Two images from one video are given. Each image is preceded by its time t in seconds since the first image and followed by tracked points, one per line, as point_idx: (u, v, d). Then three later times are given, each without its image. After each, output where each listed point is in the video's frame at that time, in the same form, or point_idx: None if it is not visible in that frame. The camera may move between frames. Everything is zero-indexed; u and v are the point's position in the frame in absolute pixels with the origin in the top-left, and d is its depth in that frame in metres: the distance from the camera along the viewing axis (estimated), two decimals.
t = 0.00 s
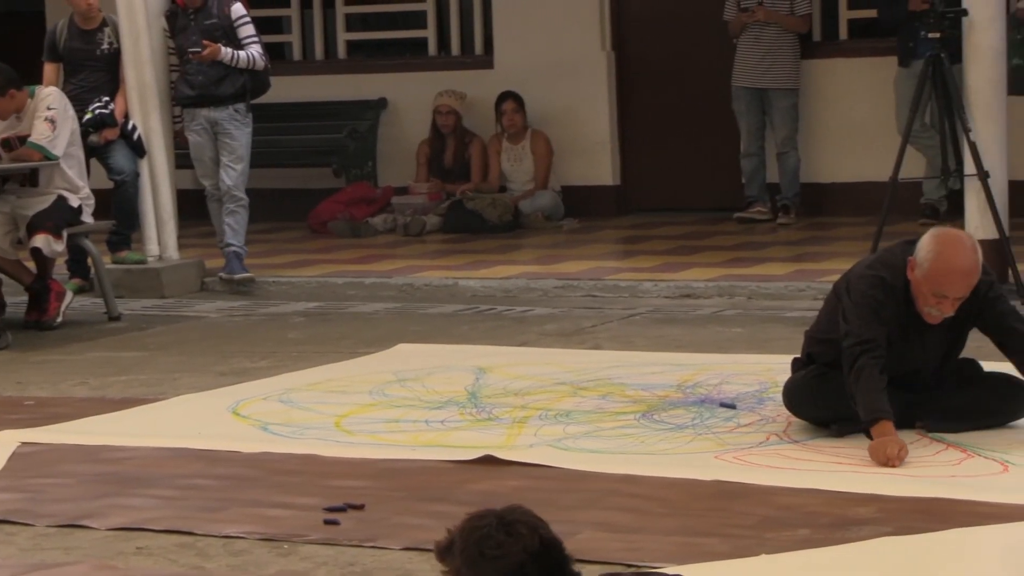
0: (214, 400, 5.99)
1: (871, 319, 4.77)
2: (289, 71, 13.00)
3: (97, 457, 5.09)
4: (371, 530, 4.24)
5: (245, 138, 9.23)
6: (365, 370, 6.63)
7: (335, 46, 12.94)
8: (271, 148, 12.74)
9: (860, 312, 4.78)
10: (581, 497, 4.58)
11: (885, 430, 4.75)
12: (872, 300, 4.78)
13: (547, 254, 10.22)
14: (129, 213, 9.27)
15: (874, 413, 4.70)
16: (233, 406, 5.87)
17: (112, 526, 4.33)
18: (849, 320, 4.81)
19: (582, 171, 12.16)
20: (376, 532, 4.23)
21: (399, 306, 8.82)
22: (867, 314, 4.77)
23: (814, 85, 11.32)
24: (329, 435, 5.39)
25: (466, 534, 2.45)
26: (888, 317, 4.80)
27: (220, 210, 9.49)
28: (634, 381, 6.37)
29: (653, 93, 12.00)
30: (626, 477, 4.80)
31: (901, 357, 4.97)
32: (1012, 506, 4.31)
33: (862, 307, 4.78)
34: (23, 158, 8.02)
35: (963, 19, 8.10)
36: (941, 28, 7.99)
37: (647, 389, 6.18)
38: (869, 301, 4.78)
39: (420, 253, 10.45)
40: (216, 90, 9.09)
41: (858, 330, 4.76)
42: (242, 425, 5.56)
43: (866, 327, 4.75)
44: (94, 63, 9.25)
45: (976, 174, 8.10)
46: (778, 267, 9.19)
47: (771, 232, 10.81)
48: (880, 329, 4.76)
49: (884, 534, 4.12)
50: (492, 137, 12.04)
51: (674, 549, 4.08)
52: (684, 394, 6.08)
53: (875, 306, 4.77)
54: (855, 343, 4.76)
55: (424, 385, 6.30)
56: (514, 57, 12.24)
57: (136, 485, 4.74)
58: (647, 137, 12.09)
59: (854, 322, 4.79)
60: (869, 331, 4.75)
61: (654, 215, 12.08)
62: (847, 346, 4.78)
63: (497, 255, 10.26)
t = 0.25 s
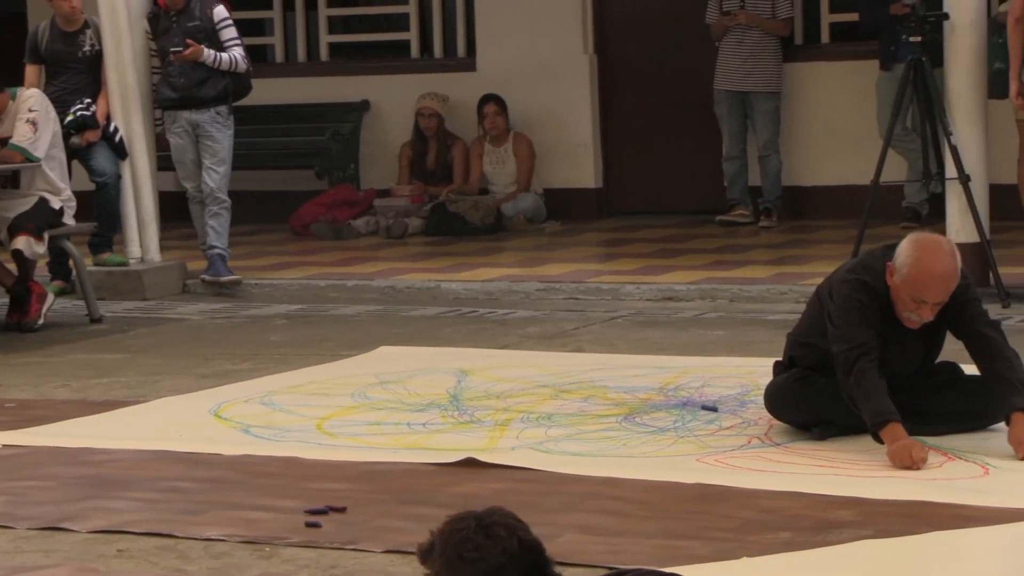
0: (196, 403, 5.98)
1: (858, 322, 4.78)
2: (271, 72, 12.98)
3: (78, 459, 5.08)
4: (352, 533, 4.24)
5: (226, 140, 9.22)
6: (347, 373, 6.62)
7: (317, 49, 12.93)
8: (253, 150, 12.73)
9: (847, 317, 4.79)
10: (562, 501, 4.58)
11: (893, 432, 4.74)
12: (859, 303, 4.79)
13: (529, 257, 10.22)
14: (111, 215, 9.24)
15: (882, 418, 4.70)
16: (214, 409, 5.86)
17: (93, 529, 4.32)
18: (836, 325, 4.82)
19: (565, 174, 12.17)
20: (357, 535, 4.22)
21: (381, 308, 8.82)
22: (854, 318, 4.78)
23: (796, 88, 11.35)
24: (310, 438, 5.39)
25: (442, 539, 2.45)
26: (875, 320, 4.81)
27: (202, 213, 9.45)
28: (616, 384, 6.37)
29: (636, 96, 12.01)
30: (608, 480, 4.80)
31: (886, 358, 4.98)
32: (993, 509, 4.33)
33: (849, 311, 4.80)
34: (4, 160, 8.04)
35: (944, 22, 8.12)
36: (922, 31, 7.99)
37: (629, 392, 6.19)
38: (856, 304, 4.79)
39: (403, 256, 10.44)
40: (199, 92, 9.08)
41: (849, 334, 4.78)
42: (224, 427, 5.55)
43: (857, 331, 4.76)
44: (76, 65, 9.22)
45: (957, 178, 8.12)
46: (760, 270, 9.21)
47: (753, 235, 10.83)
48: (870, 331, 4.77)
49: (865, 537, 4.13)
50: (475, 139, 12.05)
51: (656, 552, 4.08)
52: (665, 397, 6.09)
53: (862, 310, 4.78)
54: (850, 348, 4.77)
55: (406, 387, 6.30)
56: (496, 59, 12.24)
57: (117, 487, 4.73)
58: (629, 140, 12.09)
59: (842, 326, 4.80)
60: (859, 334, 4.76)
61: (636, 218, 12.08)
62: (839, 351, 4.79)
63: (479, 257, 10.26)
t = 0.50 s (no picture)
0: (182, 403, 5.98)
1: (844, 321, 4.81)
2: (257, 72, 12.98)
3: (64, 460, 5.08)
4: (338, 533, 4.24)
5: (211, 140, 9.21)
6: (333, 373, 6.62)
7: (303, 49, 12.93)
8: (239, 150, 12.72)
9: (833, 315, 4.82)
10: (548, 500, 4.59)
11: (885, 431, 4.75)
12: (845, 302, 4.82)
13: (515, 256, 10.23)
14: (97, 215, 9.20)
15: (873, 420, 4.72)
16: (200, 409, 5.86)
17: (79, 529, 4.32)
18: (823, 323, 4.85)
19: (551, 174, 12.18)
20: (343, 534, 4.23)
21: (367, 308, 8.83)
22: (840, 316, 4.81)
23: (781, 88, 11.37)
24: (296, 438, 5.39)
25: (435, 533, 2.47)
26: (862, 318, 4.83)
27: (187, 213, 9.43)
28: (602, 383, 6.38)
29: (622, 96, 12.02)
30: (594, 480, 4.81)
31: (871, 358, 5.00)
32: (978, 507, 4.34)
33: (836, 310, 4.82)
34: None
35: (930, 22, 8.14)
36: (908, 31, 7.99)
37: (615, 392, 6.20)
38: (843, 303, 4.82)
39: (389, 256, 10.44)
40: (184, 92, 9.07)
41: (835, 332, 4.81)
42: (210, 427, 5.55)
43: (843, 330, 4.79)
44: (61, 65, 9.21)
45: (942, 177, 8.15)
46: (746, 269, 9.22)
47: (739, 235, 10.85)
48: (856, 330, 4.80)
49: (851, 535, 4.14)
50: (461, 139, 12.06)
51: (642, 551, 4.09)
52: (651, 397, 6.10)
53: (848, 309, 4.81)
54: (836, 347, 4.80)
55: (392, 387, 6.30)
56: (482, 59, 12.25)
57: (104, 488, 4.73)
58: (615, 140, 12.10)
59: (829, 325, 4.83)
60: (846, 333, 4.79)
61: (622, 217, 12.10)
62: (826, 350, 4.82)
63: (465, 257, 10.26)
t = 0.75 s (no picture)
0: (163, 402, 5.97)
1: (823, 319, 4.82)
2: (240, 71, 12.96)
3: (44, 459, 5.06)
4: (320, 532, 4.24)
5: (194, 138, 9.20)
6: (316, 372, 6.62)
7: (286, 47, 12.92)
8: (222, 148, 12.70)
9: (812, 314, 4.84)
10: (531, 500, 4.59)
11: (878, 431, 4.80)
12: (824, 300, 4.83)
13: (498, 256, 10.23)
14: (79, 213, 9.14)
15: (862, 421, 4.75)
16: (182, 408, 5.86)
17: (60, 529, 4.31)
18: (803, 322, 4.86)
19: (534, 173, 12.18)
20: (325, 534, 4.22)
21: (350, 307, 8.83)
22: (820, 315, 4.82)
23: (764, 87, 11.39)
24: (278, 437, 5.39)
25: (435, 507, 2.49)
26: (841, 317, 4.84)
27: (170, 211, 9.41)
28: (585, 383, 6.38)
29: (606, 96, 12.02)
30: (577, 479, 4.81)
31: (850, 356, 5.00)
32: (960, 507, 4.35)
33: (815, 309, 4.84)
34: None
35: (912, 23, 8.17)
36: (890, 31, 8.01)
37: (598, 391, 6.20)
38: (822, 301, 4.83)
39: (372, 255, 10.44)
40: (166, 91, 9.05)
41: (814, 331, 4.82)
42: (192, 426, 5.55)
43: (823, 329, 4.81)
44: (43, 63, 9.18)
45: (924, 177, 8.17)
46: (729, 269, 9.24)
47: (722, 234, 10.87)
48: (835, 329, 4.81)
49: (833, 535, 4.15)
50: (444, 138, 12.05)
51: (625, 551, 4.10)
52: (634, 396, 6.11)
53: (827, 307, 4.82)
54: (815, 346, 4.81)
55: (375, 387, 6.30)
56: (465, 58, 12.24)
57: (85, 487, 4.72)
58: (598, 139, 12.10)
59: (809, 323, 4.84)
60: (825, 332, 4.80)
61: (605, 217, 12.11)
62: (806, 349, 4.83)
63: (448, 256, 10.27)
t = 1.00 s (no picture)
0: (144, 401, 5.97)
1: (804, 316, 4.84)
2: (221, 70, 12.95)
3: (25, 458, 5.06)
4: (302, 531, 4.24)
5: (175, 137, 9.19)
6: (297, 370, 6.62)
7: (267, 46, 12.91)
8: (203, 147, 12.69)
9: (793, 310, 4.85)
10: (511, 498, 4.60)
11: (862, 429, 4.83)
12: (804, 296, 4.85)
13: (479, 254, 10.23)
14: (60, 212, 9.12)
15: (849, 419, 4.79)
16: (163, 407, 5.85)
17: (40, 528, 4.31)
18: (784, 318, 4.88)
19: (515, 172, 12.19)
20: (306, 532, 4.23)
21: (331, 306, 8.83)
22: (800, 311, 4.84)
23: (744, 85, 11.41)
24: (259, 435, 5.39)
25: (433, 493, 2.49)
26: (822, 313, 4.86)
27: (150, 210, 9.40)
28: (566, 381, 6.40)
29: (587, 95, 12.03)
30: (558, 477, 4.82)
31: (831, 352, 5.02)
32: (938, 504, 4.37)
33: (795, 305, 4.85)
34: None
35: (892, 21, 8.20)
36: (870, 30, 8.04)
37: (579, 389, 6.21)
38: (802, 296, 4.85)
39: (353, 253, 10.44)
40: (147, 89, 9.04)
41: (795, 327, 4.84)
42: (173, 425, 5.54)
43: (804, 326, 4.83)
44: (23, 61, 9.17)
45: (905, 176, 8.20)
46: (710, 267, 9.26)
47: (703, 233, 10.90)
48: (816, 325, 4.83)
49: (813, 532, 4.17)
50: (425, 137, 12.06)
51: (605, 548, 4.11)
52: (615, 394, 6.12)
53: (808, 303, 4.84)
54: (796, 342, 4.83)
55: (356, 385, 6.30)
56: (445, 56, 12.25)
57: (65, 486, 4.72)
58: (578, 137, 12.11)
59: (790, 319, 4.85)
60: (806, 328, 4.82)
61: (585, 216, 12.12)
62: (788, 345, 4.85)
63: (429, 255, 10.27)
